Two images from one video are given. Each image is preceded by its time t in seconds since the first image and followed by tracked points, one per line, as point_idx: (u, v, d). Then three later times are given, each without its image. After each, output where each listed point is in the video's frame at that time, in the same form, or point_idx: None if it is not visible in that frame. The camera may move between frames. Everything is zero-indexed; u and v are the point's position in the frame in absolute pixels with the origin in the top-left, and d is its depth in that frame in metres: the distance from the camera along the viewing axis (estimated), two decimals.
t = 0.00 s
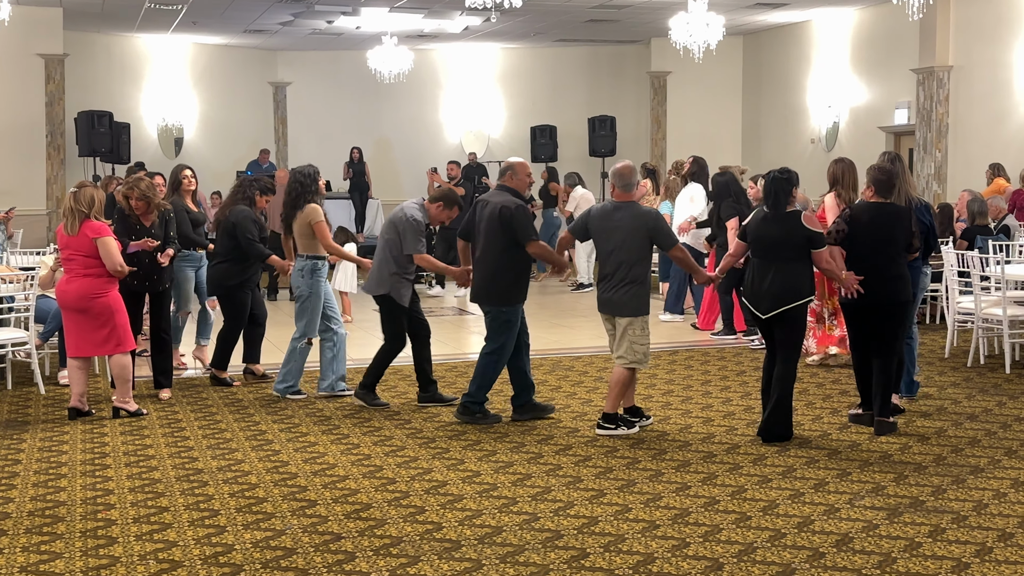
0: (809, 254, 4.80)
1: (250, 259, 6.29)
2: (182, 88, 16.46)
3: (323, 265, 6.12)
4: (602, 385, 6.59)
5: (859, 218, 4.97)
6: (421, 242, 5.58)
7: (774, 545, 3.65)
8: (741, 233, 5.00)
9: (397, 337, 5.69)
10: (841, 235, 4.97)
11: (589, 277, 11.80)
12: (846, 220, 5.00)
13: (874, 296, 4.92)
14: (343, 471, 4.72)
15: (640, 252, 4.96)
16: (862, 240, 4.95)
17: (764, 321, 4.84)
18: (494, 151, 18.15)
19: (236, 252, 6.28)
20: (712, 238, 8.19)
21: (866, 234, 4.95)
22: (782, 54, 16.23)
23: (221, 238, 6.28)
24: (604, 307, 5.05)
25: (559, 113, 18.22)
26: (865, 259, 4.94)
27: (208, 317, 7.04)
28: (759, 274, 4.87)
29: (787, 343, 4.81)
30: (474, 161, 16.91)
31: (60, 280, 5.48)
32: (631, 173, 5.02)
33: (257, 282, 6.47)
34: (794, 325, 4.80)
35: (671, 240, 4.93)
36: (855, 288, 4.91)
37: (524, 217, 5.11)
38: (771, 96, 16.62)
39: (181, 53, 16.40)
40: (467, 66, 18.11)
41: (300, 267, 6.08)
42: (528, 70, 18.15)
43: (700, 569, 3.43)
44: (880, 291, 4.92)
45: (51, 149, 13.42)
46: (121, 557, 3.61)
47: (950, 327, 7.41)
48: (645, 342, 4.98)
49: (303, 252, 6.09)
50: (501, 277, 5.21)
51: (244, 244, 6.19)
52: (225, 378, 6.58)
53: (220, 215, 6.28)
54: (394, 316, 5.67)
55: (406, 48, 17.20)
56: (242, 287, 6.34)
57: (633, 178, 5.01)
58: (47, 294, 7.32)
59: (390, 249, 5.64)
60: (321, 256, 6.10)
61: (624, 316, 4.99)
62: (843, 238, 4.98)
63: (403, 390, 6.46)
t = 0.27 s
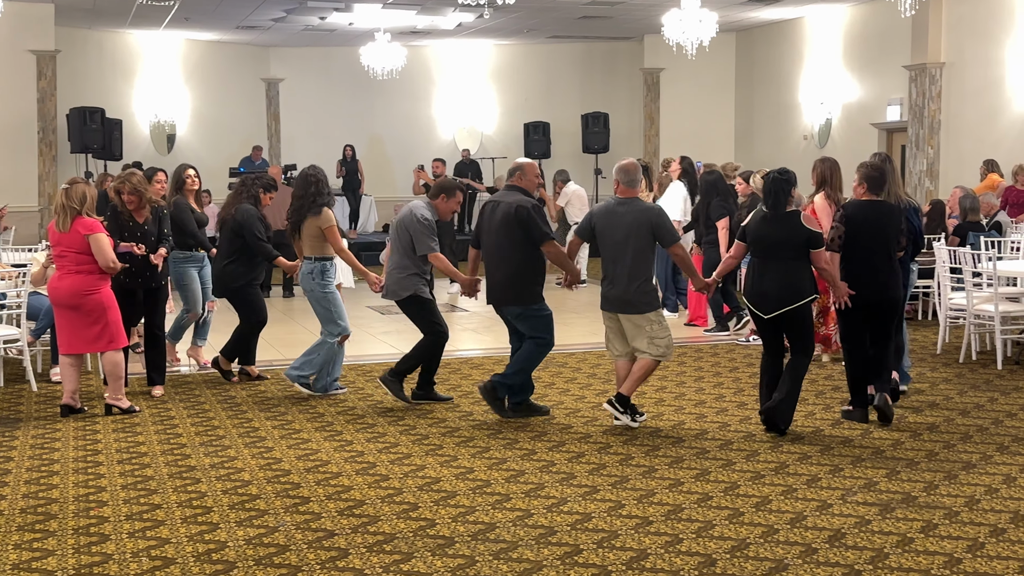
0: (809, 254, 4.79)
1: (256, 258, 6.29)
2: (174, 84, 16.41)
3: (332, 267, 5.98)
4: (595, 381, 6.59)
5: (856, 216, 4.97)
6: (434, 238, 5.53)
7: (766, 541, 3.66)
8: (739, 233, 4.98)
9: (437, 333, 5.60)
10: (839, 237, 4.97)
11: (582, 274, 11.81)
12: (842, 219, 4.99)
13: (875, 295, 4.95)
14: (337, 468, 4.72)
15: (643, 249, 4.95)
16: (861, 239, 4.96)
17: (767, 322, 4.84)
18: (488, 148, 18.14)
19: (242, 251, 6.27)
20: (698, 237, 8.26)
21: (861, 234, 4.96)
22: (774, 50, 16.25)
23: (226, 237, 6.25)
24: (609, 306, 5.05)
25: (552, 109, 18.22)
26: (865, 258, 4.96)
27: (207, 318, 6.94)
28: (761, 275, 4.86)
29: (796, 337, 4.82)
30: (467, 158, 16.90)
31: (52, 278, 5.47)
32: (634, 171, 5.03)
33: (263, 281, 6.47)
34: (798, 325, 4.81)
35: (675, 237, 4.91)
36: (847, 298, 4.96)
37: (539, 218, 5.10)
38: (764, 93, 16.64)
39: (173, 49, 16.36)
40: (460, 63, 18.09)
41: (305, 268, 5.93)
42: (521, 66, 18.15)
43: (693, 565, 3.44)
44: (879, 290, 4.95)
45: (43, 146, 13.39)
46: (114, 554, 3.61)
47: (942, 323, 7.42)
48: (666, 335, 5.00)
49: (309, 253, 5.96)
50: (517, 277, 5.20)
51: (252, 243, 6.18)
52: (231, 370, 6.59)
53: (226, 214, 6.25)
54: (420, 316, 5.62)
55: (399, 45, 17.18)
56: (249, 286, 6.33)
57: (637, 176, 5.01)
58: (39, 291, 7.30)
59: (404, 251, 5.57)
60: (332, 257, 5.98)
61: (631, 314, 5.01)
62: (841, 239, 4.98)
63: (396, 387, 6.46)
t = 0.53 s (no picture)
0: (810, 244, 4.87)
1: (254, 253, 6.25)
2: (162, 80, 16.34)
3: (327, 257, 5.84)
4: (584, 377, 6.59)
5: (858, 209, 5.07)
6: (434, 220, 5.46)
7: (755, 536, 3.66)
8: (741, 224, 4.94)
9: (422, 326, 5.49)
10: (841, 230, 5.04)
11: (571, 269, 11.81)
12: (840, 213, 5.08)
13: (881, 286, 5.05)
14: (325, 464, 4.71)
15: (653, 241, 4.98)
16: (864, 231, 5.06)
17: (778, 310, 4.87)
18: (477, 144, 18.12)
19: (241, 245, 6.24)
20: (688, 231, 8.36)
21: (861, 226, 5.06)
22: (763, 46, 16.26)
23: (227, 229, 6.22)
24: (614, 300, 5.02)
25: (541, 105, 18.21)
26: (869, 250, 5.06)
27: (190, 317, 6.83)
28: (769, 265, 4.88)
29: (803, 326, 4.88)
30: (456, 153, 16.87)
31: (38, 274, 5.44)
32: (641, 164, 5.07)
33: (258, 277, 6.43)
34: (806, 314, 4.88)
35: (681, 229, 4.96)
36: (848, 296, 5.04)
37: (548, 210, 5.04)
38: (753, 88, 16.66)
39: (161, 45, 16.29)
40: (449, 58, 18.06)
41: (301, 258, 5.79)
42: (510, 62, 18.13)
43: (681, 560, 3.44)
44: (883, 282, 5.06)
45: (30, 142, 13.32)
46: (101, 552, 3.59)
47: (931, 318, 7.44)
48: (668, 330, 4.96)
49: (308, 244, 5.79)
50: (522, 270, 5.14)
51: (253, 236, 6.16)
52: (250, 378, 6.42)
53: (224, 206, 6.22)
54: (412, 309, 5.48)
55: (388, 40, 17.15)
56: (246, 280, 6.29)
57: (644, 169, 5.07)
58: (26, 288, 7.27)
59: (405, 240, 5.48)
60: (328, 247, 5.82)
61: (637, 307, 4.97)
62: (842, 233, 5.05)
63: (385, 383, 6.45)
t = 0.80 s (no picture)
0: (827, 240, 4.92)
1: (256, 251, 6.26)
2: (156, 78, 16.31)
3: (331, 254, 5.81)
4: (579, 375, 6.59)
5: (874, 207, 5.09)
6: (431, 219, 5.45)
7: (750, 533, 3.66)
8: (760, 222, 4.85)
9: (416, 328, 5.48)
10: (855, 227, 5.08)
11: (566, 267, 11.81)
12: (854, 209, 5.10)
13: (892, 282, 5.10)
14: (319, 463, 4.70)
15: (667, 237, 5.03)
16: (879, 229, 5.10)
17: (803, 308, 4.91)
18: (471, 141, 18.12)
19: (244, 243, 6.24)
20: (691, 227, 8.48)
21: (876, 223, 5.10)
22: (757, 43, 16.27)
23: (230, 228, 6.22)
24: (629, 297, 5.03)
25: (536, 102, 18.20)
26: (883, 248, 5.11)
27: (185, 317, 6.78)
28: (789, 264, 4.88)
29: (818, 333, 4.92)
30: (451, 152, 16.86)
31: (31, 274, 5.42)
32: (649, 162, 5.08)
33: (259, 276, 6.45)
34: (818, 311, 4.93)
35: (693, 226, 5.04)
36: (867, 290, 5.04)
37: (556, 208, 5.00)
38: (747, 85, 16.67)
39: (154, 43, 16.25)
40: (443, 56, 18.05)
41: (304, 256, 5.74)
42: (504, 60, 18.12)
43: (677, 558, 3.44)
44: (897, 278, 5.12)
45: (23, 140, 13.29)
46: (95, 551, 3.58)
47: (925, 315, 7.45)
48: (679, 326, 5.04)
49: (314, 241, 5.76)
50: (533, 269, 5.09)
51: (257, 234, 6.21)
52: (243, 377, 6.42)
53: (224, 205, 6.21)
54: (411, 309, 5.46)
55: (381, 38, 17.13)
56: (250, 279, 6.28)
57: (654, 166, 5.08)
58: (19, 287, 7.26)
59: (404, 238, 5.47)
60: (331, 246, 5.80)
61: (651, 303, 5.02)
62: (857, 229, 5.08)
63: (380, 381, 6.45)
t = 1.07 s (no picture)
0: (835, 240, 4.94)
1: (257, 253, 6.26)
2: (153, 76, 16.30)
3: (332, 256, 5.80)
4: (578, 372, 6.58)
5: (884, 207, 5.09)
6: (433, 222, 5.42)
7: (748, 530, 3.67)
8: (773, 225, 4.90)
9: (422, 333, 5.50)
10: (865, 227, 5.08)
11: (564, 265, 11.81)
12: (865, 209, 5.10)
13: (899, 284, 5.11)
14: (318, 461, 4.70)
15: (672, 240, 5.02)
16: (888, 230, 5.10)
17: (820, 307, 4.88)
18: (469, 139, 18.12)
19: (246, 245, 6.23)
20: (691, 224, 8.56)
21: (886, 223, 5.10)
22: (754, 40, 16.28)
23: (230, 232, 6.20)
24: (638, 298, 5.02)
25: (533, 100, 18.21)
26: (891, 249, 5.12)
27: (185, 317, 6.84)
28: (801, 264, 4.89)
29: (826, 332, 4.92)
30: (449, 149, 16.86)
31: (29, 272, 5.42)
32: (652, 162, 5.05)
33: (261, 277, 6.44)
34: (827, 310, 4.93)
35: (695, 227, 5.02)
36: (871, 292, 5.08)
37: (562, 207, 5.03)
38: (744, 82, 16.68)
39: (152, 41, 16.24)
40: (441, 54, 18.04)
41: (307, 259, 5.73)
42: (501, 57, 18.12)
43: (675, 554, 3.45)
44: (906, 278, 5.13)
45: (20, 139, 13.28)
46: (95, 550, 3.58)
47: (923, 311, 7.46)
48: (681, 327, 5.04)
49: (315, 245, 5.75)
50: (537, 270, 5.09)
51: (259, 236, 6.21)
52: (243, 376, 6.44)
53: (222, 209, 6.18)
54: (414, 313, 5.46)
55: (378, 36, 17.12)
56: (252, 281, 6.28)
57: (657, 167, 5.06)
58: (17, 286, 7.27)
59: (404, 241, 5.43)
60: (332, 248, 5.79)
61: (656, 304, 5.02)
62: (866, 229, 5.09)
63: (379, 380, 6.44)
